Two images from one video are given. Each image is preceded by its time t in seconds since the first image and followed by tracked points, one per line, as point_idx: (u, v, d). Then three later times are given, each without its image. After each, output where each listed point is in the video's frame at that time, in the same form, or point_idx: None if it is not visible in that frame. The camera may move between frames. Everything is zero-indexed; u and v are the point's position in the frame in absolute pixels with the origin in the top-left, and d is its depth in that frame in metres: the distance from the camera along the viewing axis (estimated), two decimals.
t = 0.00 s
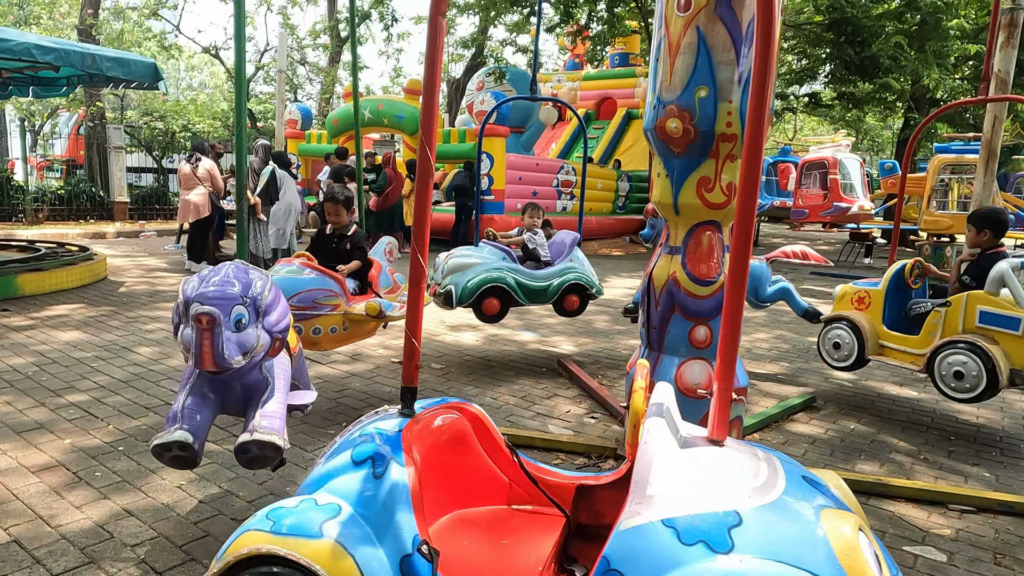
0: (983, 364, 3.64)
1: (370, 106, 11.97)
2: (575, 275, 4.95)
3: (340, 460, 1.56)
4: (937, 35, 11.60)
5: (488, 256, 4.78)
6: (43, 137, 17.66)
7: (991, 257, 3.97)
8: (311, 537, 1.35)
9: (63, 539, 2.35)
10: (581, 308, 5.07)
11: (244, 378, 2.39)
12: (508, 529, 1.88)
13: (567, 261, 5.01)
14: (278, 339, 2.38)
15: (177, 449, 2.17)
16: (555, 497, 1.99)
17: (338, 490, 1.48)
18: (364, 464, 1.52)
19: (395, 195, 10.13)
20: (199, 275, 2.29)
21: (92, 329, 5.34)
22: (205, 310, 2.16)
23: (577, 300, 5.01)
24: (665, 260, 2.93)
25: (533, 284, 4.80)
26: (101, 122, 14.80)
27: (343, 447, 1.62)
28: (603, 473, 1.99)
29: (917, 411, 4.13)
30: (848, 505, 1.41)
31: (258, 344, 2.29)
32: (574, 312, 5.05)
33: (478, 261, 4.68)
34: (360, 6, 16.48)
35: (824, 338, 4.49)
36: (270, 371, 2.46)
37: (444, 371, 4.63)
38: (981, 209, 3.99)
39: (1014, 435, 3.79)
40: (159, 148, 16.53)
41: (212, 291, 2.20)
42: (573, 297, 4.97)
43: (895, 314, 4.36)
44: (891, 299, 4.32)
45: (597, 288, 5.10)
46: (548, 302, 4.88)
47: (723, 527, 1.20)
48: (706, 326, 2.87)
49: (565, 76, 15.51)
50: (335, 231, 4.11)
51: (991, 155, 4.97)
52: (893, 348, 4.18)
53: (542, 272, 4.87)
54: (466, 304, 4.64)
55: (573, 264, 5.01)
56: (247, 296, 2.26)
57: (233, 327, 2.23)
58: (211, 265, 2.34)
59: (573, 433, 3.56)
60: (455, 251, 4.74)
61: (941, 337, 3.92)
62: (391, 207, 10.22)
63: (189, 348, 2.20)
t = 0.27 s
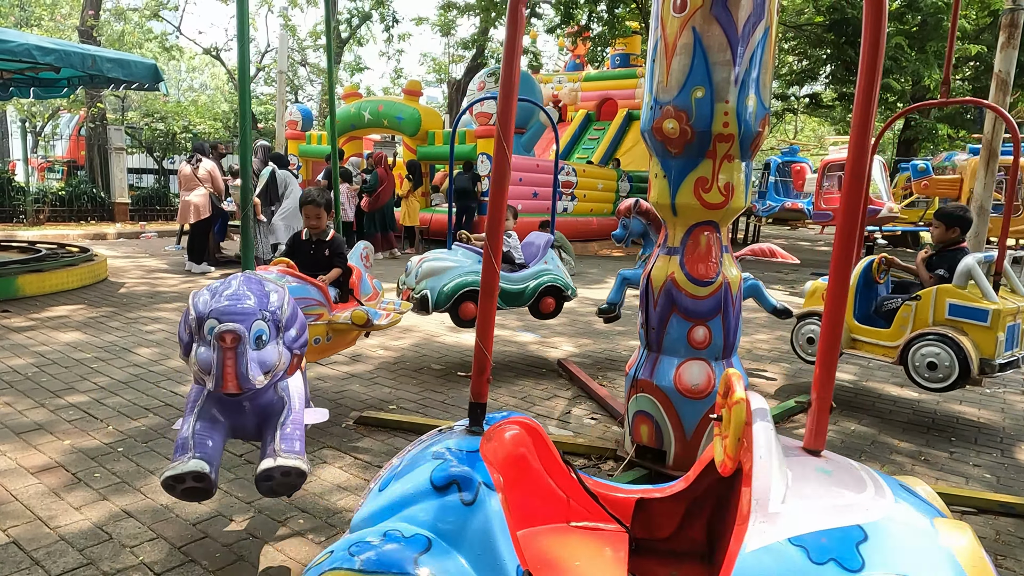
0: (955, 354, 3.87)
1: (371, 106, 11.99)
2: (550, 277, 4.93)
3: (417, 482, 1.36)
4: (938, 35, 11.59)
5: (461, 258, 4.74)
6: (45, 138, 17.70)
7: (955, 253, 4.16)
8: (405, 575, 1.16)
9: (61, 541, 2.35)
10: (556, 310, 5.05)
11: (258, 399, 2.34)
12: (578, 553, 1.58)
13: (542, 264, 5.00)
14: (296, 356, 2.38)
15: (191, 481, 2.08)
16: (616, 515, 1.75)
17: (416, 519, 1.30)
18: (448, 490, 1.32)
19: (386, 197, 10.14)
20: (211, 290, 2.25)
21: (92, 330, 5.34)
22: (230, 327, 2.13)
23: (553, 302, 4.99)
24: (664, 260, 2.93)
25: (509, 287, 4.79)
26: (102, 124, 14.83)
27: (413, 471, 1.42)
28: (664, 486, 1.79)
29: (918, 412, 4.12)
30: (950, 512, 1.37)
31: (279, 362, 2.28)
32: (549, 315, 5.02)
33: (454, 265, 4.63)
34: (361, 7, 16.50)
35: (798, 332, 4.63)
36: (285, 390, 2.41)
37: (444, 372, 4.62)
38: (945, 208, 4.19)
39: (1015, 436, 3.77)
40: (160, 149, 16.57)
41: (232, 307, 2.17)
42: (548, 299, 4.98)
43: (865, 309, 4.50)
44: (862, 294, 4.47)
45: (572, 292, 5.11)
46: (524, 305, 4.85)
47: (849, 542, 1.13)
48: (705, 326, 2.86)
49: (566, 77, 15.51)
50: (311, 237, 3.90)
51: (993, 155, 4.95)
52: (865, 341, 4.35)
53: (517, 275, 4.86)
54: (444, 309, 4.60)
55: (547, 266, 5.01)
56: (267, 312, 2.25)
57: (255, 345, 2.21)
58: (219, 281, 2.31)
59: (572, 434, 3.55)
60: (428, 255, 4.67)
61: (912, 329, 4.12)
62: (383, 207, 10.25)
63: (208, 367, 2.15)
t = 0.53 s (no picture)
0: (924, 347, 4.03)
1: (372, 108, 12.02)
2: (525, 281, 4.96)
3: (515, 508, 1.15)
4: (940, 35, 11.58)
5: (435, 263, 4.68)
6: (47, 140, 17.75)
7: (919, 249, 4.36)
8: None
9: (60, 542, 2.34)
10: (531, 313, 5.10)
11: (283, 424, 2.27)
12: None
13: (518, 266, 5.00)
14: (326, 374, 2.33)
15: (218, 517, 2.02)
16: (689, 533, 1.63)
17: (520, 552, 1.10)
18: (558, 518, 1.12)
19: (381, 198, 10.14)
20: (233, 308, 2.21)
21: (93, 331, 5.34)
22: (268, 346, 2.06)
23: (528, 305, 5.03)
24: (663, 261, 2.91)
25: (485, 291, 4.75)
26: (104, 125, 14.87)
27: (502, 496, 1.19)
28: (729, 498, 1.70)
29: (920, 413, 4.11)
30: None
31: (313, 381, 2.21)
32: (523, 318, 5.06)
33: (430, 269, 4.56)
34: (362, 8, 16.52)
35: (769, 325, 4.71)
36: (312, 412, 2.34)
37: (445, 373, 4.61)
38: (911, 205, 4.36)
39: (1017, 438, 3.76)
40: (162, 150, 16.60)
41: (261, 324, 2.12)
42: (525, 302, 5.01)
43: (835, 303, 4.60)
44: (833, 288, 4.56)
45: (546, 293, 5.15)
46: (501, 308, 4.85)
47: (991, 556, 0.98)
48: (704, 327, 2.85)
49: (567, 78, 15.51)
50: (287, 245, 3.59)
51: (994, 156, 4.94)
52: (836, 334, 4.47)
53: (493, 278, 4.83)
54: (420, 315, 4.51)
55: (522, 270, 5.01)
56: (298, 328, 2.21)
57: (290, 363, 2.15)
58: (237, 300, 2.26)
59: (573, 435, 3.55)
60: (401, 260, 4.57)
61: (882, 323, 4.24)
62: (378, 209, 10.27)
63: (243, 388, 2.08)
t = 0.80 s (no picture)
0: (896, 343, 4.17)
1: (375, 109, 12.03)
2: (502, 283, 4.90)
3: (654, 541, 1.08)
4: (943, 35, 11.54)
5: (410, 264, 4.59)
6: (50, 141, 17.80)
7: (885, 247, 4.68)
8: None
9: (61, 544, 2.34)
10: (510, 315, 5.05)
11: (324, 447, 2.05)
12: None
13: (495, 267, 4.94)
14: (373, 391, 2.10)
15: (264, 554, 1.88)
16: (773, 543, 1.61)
17: None
18: (708, 546, 1.05)
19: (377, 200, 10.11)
20: (272, 322, 1.97)
21: (95, 332, 5.35)
22: (330, 365, 1.82)
23: (506, 307, 4.98)
24: (666, 262, 2.91)
25: (463, 293, 4.71)
26: (107, 126, 14.90)
27: (622, 525, 1.13)
28: (812, 507, 1.66)
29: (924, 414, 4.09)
30: None
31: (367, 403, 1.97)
32: (501, 320, 5.00)
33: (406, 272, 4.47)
34: (364, 10, 16.52)
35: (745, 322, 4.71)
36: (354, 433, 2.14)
37: (447, 374, 4.61)
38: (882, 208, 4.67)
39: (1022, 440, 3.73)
40: (165, 152, 16.64)
41: (309, 339, 1.87)
42: (503, 304, 4.97)
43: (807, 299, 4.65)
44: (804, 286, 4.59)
45: (523, 293, 5.12)
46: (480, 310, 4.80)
47: None
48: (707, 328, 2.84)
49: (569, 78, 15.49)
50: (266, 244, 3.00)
51: (998, 157, 4.92)
52: (808, 331, 4.54)
53: (470, 280, 4.79)
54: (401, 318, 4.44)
55: (499, 270, 4.95)
56: (350, 340, 1.95)
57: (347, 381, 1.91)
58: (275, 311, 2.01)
59: (575, 437, 3.54)
60: (375, 262, 4.47)
61: (854, 319, 4.35)
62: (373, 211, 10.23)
63: (297, 410, 1.84)
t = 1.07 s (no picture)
0: (869, 340, 4.34)
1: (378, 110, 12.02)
2: (482, 285, 4.77)
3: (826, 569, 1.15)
4: (949, 35, 11.49)
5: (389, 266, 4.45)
6: (56, 143, 17.85)
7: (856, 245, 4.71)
8: None
9: (61, 547, 2.33)
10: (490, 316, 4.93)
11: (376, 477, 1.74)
12: None
13: (476, 270, 4.81)
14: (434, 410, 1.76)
15: None
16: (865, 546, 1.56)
17: None
18: None
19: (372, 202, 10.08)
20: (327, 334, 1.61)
21: (98, 333, 5.34)
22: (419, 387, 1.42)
23: (486, 309, 4.86)
24: (670, 263, 2.89)
25: (444, 296, 4.53)
26: (112, 128, 14.94)
27: (779, 553, 1.20)
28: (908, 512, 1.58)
29: (931, 417, 4.05)
30: None
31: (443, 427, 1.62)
32: (481, 322, 4.89)
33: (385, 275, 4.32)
34: (368, 11, 16.53)
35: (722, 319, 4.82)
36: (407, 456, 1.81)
37: (449, 376, 4.59)
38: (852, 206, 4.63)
39: None
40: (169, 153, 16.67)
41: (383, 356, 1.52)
42: (484, 306, 4.83)
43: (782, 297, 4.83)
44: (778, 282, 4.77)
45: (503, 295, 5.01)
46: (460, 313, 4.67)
47: None
48: (711, 330, 2.81)
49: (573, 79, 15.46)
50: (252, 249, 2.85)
51: (1005, 157, 4.88)
52: (783, 327, 4.70)
53: (451, 283, 4.62)
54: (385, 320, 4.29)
55: (479, 272, 4.83)
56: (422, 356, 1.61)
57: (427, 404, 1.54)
58: (330, 328, 1.66)
59: (578, 439, 3.51)
60: (353, 264, 4.34)
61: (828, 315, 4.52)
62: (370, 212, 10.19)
63: (370, 439, 1.44)
